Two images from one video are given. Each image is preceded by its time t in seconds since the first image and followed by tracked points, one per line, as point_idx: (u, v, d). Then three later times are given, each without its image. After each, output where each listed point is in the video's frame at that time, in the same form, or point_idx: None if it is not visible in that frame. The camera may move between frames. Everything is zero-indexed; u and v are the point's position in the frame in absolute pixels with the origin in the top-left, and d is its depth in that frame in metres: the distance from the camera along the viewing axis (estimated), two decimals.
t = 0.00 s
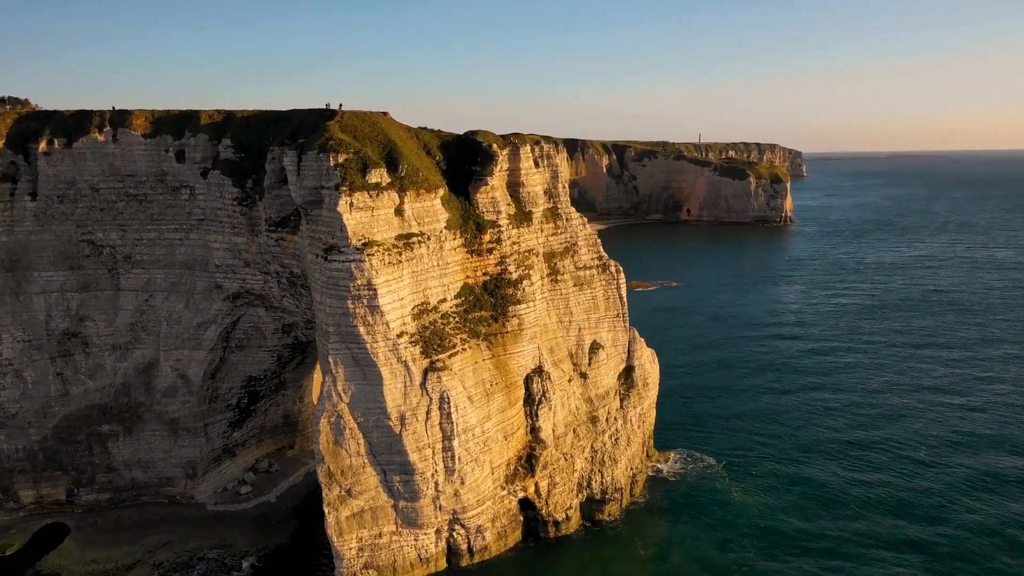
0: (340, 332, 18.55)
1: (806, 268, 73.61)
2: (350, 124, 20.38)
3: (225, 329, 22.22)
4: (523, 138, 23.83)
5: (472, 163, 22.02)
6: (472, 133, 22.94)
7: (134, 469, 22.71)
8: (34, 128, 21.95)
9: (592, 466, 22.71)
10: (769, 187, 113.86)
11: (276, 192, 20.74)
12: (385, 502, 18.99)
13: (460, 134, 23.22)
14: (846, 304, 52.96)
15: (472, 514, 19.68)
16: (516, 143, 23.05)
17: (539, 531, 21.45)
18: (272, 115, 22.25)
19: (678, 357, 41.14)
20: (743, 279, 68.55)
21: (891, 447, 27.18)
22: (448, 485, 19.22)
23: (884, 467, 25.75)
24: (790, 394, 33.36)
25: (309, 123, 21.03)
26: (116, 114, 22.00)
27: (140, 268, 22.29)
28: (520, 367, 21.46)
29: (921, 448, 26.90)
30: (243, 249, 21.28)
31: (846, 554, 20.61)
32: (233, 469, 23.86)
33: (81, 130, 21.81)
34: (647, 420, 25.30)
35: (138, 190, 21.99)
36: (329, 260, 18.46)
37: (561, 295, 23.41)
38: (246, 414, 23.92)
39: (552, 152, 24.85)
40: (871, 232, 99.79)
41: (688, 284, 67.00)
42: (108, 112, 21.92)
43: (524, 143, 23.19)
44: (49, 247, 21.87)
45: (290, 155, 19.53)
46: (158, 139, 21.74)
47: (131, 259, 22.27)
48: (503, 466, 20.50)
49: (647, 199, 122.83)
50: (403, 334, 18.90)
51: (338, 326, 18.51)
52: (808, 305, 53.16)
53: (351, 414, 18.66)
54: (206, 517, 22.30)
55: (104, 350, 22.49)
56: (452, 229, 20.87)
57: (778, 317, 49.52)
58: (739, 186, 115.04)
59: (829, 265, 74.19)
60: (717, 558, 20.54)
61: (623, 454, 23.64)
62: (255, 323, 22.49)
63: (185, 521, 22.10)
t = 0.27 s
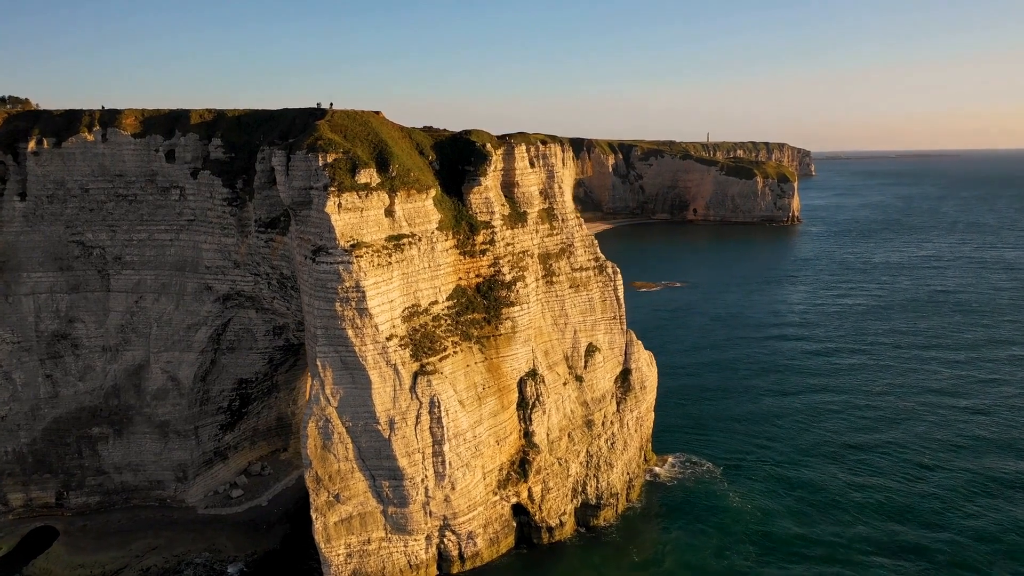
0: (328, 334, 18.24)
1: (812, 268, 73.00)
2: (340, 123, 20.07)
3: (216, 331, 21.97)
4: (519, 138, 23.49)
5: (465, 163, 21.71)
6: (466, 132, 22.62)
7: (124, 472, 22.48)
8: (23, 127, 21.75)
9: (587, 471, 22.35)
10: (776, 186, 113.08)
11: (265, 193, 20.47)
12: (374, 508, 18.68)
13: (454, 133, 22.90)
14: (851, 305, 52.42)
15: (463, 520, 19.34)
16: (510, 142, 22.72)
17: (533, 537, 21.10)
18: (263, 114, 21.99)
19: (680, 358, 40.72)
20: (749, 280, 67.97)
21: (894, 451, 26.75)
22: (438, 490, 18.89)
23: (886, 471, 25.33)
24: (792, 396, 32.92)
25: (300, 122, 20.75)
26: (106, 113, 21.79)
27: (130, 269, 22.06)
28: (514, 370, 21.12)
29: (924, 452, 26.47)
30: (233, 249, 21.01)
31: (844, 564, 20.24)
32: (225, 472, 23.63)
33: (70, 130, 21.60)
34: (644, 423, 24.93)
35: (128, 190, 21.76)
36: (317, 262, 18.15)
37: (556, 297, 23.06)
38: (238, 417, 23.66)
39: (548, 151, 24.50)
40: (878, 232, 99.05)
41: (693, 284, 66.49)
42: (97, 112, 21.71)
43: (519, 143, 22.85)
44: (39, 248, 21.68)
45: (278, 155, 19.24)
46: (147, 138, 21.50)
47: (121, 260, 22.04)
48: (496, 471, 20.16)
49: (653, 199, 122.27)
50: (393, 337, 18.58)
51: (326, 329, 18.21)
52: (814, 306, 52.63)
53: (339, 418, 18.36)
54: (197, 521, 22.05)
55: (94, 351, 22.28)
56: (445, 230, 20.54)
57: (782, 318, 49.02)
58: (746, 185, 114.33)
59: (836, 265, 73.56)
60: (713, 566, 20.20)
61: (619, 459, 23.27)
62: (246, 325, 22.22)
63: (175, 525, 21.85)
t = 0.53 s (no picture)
0: (316, 337, 17.94)
1: (818, 268, 72.41)
2: (330, 123, 19.76)
3: (206, 333, 21.71)
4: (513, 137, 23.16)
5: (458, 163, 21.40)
6: (460, 132, 22.30)
7: (114, 475, 22.24)
8: (12, 127, 21.52)
9: (582, 476, 22.00)
10: (783, 185, 112.28)
11: (255, 193, 20.19)
12: (362, 513, 18.37)
13: (447, 133, 22.58)
14: (856, 306, 51.89)
15: (453, 526, 19.02)
16: (504, 142, 22.38)
17: (526, 543, 20.77)
18: (254, 114, 21.72)
19: (682, 359, 40.30)
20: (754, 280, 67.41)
21: (897, 455, 26.29)
22: (428, 496, 18.57)
23: (888, 477, 24.89)
24: (795, 399, 32.47)
25: (290, 121, 20.47)
26: (95, 113, 21.56)
27: (119, 270, 21.83)
28: (506, 373, 20.78)
29: (927, 457, 26.01)
30: (222, 250, 20.75)
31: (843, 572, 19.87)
32: (216, 475, 23.38)
33: (59, 129, 21.36)
34: (642, 427, 24.55)
35: (117, 191, 21.52)
36: (305, 263, 17.85)
37: (551, 299, 22.71)
38: (229, 419, 23.40)
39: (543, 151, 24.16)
40: (886, 232, 98.28)
41: (698, 284, 65.99)
42: (87, 111, 21.47)
43: (514, 143, 22.51)
44: (27, 249, 21.46)
45: (267, 155, 18.95)
46: (137, 138, 21.26)
47: (110, 261, 21.80)
48: (488, 476, 19.82)
49: (659, 199, 121.70)
50: (382, 340, 18.27)
51: (313, 332, 17.91)
52: (818, 307, 52.13)
53: (327, 422, 18.06)
54: (186, 525, 21.81)
55: (84, 353, 22.05)
56: (436, 230, 20.21)
57: (787, 319, 48.54)
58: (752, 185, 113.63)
59: (842, 265, 72.94)
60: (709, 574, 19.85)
61: (615, 463, 22.91)
62: (237, 327, 21.96)
63: (164, 529, 21.60)
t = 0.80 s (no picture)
0: (303, 340, 17.66)
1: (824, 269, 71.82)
2: (319, 122, 19.47)
3: (196, 334, 21.45)
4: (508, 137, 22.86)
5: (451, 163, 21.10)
6: (453, 131, 22.00)
7: (104, 478, 22.01)
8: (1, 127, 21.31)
9: (577, 481, 21.66)
10: (790, 185, 111.56)
11: (243, 193, 19.92)
12: (350, 519, 18.08)
13: (440, 132, 22.27)
14: (862, 306, 51.38)
15: (443, 532, 18.70)
16: (498, 142, 22.06)
17: (518, 549, 20.45)
18: (244, 113, 21.46)
19: (683, 361, 39.90)
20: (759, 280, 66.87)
21: (899, 461, 25.89)
22: (417, 501, 18.26)
23: (889, 482, 24.51)
24: (796, 402, 32.07)
25: (279, 121, 20.19)
26: (84, 112, 21.35)
27: (109, 272, 21.59)
28: (499, 377, 20.45)
29: (930, 462, 25.61)
30: (211, 252, 20.50)
31: None
32: (207, 478, 23.13)
33: (48, 129, 21.14)
34: (639, 431, 24.20)
35: (106, 191, 21.28)
36: (292, 265, 17.56)
37: (545, 301, 22.37)
38: (221, 422, 23.14)
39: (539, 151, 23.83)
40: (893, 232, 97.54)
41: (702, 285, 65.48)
42: (76, 111, 21.25)
43: (508, 143, 22.19)
44: (16, 250, 21.25)
45: (254, 155, 18.67)
46: (126, 138, 21.02)
47: (100, 262, 21.57)
48: (479, 481, 19.50)
49: (665, 199, 121.15)
50: (370, 343, 17.96)
51: (300, 335, 17.62)
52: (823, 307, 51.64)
53: (314, 426, 17.76)
54: (176, 529, 21.57)
55: (73, 355, 21.83)
56: (428, 231, 19.90)
57: (791, 320, 48.08)
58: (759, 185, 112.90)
59: (849, 266, 72.34)
60: None
61: (610, 468, 22.56)
62: (227, 329, 21.70)
63: (154, 533, 21.36)
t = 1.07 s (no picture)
0: (289, 344, 17.37)
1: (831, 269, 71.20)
2: (308, 122, 19.16)
3: (185, 336, 21.19)
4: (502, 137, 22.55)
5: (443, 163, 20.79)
6: (446, 131, 21.68)
7: (93, 481, 21.79)
8: None
9: (571, 486, 21.32)
10: (797, 184, 110.83)
11: (232, 194, 19.65)
12: (338, 525, 17.80)
13: (434, 132, 21.96)
14: (867, 307, 50.84)
15: (433, 539, 18.37)
16: (492, 142, 21.73)
17: (511, 556, 20.13)
18: (235, 112, 21.20)
19: (685, 362, 39.48)
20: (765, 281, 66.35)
21: (901, 465, 25.49)
22: (406, 507, 17.93)
23: (891, 487, 24.10)
24: (798, 405, 31.67)
25: (268, 120, 19.91)
26: (73, 111, 21.14)
27: (98, 273, 21.36)
28: (491, 380, 20.11)
29: (932, 467, 25.20)
30: (200, 253, 20.24)
31: None
32: (198, 482, 22.88)
33: (36, 128, 20.93)
34: (635, 435, 23.85)
35: (95, 191, 21.05)
36: (278, 267, 17.27)
37: (540, 303, 22.02)
38: (211, 425, 22.89)
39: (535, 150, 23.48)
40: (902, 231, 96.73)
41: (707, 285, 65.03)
42: (64, 110, 21.04)
43: (502, 142, 21.85)
44: (4, 251, 21.05)
45: (241, 155, 18.39)
46: (115, 138, 20.78)
47: (89, 263, 21.34)
48: (470, 487, 19.17)
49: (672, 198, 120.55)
50: (358, 346, 17.66)
51: (287, 338, 17.34)
52: (829, 308, 51.11)
53: (301, 431, 17.48)
54: (165, 533, 21.32)
55: (62, 357, 21.62)
56: (419, 232, 19.57)
57: (795, 321, 47.60)
58: (766, 185, 112.04)
59: (856, 266, 71.69)
60: None
61: (606, 473, 22.22)
62: (217, 331, 21.44)
63: (143, 537, 21.13)
